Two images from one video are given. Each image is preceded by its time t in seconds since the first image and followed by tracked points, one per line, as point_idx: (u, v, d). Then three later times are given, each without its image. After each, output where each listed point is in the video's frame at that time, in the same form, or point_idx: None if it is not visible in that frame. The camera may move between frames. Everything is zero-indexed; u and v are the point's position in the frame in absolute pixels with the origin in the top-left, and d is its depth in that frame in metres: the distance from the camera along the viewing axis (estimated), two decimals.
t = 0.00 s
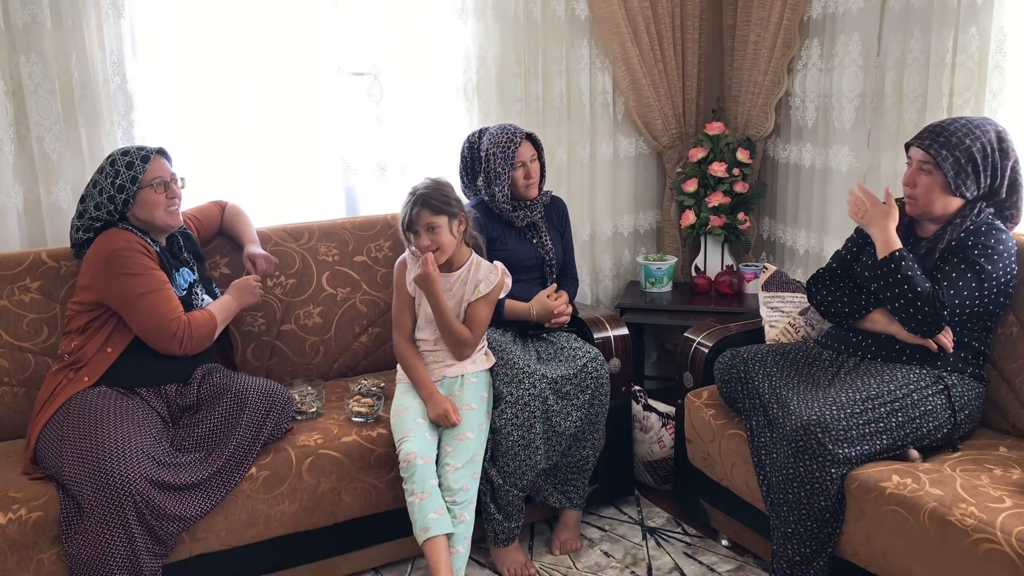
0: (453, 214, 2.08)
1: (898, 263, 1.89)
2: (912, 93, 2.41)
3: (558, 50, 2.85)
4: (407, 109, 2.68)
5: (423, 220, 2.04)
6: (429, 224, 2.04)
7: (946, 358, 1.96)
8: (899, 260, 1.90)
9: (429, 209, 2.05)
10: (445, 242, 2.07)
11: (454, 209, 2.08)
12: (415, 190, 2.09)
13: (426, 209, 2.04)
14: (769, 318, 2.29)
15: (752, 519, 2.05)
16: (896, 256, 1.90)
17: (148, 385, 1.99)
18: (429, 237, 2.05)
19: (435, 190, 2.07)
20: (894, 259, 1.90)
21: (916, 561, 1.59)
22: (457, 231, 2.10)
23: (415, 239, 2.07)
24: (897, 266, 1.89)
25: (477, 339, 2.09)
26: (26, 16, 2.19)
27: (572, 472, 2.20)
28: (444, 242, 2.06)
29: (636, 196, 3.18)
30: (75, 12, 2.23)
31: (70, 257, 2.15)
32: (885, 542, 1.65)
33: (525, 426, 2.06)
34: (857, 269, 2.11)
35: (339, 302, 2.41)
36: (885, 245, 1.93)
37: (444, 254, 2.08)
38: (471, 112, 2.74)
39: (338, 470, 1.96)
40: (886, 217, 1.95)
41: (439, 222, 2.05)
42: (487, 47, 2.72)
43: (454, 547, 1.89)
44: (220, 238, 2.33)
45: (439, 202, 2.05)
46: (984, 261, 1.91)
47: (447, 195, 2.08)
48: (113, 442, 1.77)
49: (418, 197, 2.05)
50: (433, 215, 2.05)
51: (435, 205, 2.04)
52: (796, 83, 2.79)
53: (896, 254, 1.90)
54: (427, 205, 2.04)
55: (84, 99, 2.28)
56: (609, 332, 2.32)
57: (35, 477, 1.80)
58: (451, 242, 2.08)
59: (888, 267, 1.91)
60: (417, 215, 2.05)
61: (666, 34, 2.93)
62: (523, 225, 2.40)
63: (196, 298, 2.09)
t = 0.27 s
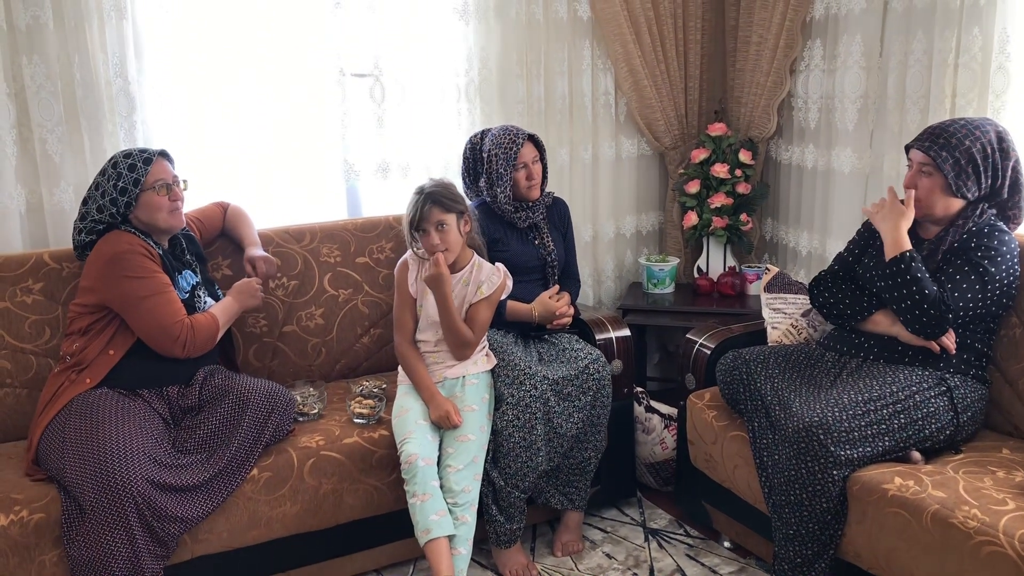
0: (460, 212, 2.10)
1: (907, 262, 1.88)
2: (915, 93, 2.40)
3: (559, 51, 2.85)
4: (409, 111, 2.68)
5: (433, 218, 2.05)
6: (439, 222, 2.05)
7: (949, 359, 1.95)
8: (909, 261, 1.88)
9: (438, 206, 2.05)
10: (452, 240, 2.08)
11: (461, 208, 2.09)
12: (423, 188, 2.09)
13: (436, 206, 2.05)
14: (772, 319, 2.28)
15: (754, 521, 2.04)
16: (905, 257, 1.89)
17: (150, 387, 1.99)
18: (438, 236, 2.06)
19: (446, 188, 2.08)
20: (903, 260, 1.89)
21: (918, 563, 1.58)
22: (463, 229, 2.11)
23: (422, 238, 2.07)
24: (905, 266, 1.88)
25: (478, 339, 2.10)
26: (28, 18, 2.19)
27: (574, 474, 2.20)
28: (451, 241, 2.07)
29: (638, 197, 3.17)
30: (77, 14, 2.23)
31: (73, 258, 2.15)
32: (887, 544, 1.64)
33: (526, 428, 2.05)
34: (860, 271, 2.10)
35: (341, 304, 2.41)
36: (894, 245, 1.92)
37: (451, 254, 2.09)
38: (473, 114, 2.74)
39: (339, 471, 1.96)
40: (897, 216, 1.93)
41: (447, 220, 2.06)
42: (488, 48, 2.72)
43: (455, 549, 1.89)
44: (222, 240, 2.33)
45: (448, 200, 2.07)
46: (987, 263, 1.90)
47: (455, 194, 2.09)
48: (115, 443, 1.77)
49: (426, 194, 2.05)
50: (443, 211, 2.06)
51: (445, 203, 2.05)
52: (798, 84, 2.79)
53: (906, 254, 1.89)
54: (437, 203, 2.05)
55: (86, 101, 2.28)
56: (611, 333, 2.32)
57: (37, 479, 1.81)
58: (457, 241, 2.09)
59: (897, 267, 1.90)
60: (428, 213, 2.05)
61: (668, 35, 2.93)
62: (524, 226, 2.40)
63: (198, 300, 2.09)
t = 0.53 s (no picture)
0: (460, 212, 2.09)
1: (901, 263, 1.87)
2: (917, 93, 2.39)
3: (560, 50, 2.84)
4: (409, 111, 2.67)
5: (434, 218, 2.05)
6: (440, 222, 2.05)
7: (951, 360, 1.94)
8: (903, 265, 1.86)
9: (439, 206, 2.05)
10: (454, 240, 2.07)
11: (462, 208, 2.09)
12: (422, 188, 2.08)
13: (437, 205, 2.05)
14: (773, 320, 2.27)
15: (755, 522, 2.04)
16: (898, 261, 1.87)
17: (150, 388, 1.98)
18: (440, 236, 2.05)
19: (446, 188, 2.08)
20: (897, 264, 1.87)
21: (921, 565, 1.58)
22: (464, 229, 2.11)
23: (422, 238, 2.07)
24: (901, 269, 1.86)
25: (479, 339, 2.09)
26: (28, 18, 2.18)
27: (574, 475, 2.19)
28: (453, 241, 2.07)
29: (639, 197, 3.17)
30: (76, 14, 2.23)
31: (72, 259, 2.14)
32: (889, 546, 1.64)
33: (527, 429, 2.05)
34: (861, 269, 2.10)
35: (341, 304, 2.40)
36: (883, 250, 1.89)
37: (452, 254, 2.08)
38: (473, 114, 2.74)
39: (339, 472, 1.95)
40: (878, 222, 1.89)
41: (448, 220, 2.06)
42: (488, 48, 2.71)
43: (456, 550, 1.88)
44: (222, 241, 2.32)
45: (449, 200, 2.06)
46: (990, 263, 1.90)
47: (456, 194, 2.09)
48: (114, 445, 1.77)
49: (426, 195, 2.05)
50: (443, 211, 2.05)
51: (446, 202, 2.05)
52: (799, 84, 2.78)
53: (897, 259, 1.87)
54: (438, 203, 2.04)
55: (86, 101, 2.28)
56: (612, 334, 2.31)
57: (36, 480, 1.80)
58: (459, 240, 2.09)
59: (890, 272, 1.88)
60: (428, 213, 2.04)
61: (669, 35, 2.92)
62: (525, 227, 2.39)
63: (198, 302, 2.09)
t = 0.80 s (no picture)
0: (457, 212, 2.09)
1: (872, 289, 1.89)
2: (914, 91, 2.39)
3: (557, 50, 2.84)
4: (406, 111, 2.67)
5: (432, 219, 2.05)
6: (438, 222, 2.05)
7: (949, 359, 1.94)
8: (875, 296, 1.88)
9: (437, 207, 2.05)
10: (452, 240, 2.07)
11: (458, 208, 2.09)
12: (419, 189, 2.08)
13: (434, 206, 2.05)
14: (771, 319, 2.27)
15: (753, 522, 2.03)
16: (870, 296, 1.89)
17: (146, 389, 1.98)
18: (437, 237, 2.05)
19: (443, 189, 2.08)
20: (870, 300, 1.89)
21: (919, 565, 1.57)
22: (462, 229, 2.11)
23: (421, 238, 2.06)
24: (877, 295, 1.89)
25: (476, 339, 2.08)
26: (23, 19, 2.18)
27: (572, 475, 2.19)
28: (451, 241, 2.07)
29: (636, 196, 3.16)
30: (72, 15, 2.22)
31: (68, 260, 2.14)
32: (887, 546, 1.63)
33: (524, 429, 2.04)
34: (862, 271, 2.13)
35: (338, 305, 2.40)
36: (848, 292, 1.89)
37: (450, 253, 2.08)
38: (470, 113, 2.74)
39: (336, 474, 1.94)
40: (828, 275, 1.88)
41: (446, 220, 2.06)
42: (485, 47, 2.71)
43: (453, 551, 1.88)
44: (218, 241, 2.32)
45: (446, 200, 2.06)
46: (988, 264, 1.89)
47: (453, 194, 2.09)
48: (110, 447, 1.76)
49: (424, 195, 2.05)
50: (440, 212, 2.05)
51: (443, 202, 2.05)
52: (797, 83, 2.78)
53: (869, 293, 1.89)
54: (435, 203, 2.04)
55: (81, 102, 2.27)
56: (609, 334, 2.31)
57: (32, 483, 1.80)
58: (457, 240, 2.08)
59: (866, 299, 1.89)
60: (427, 214, 2.04)
61: (666, 34, 2.91)
62: (522, 227, 2.39)
63: (194, 304, 2.08)
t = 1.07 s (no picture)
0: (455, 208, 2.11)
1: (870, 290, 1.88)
2: (905, 87, 2.40)
3: (549, 47, 2.84)
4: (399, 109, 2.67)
5: (432, 213, 2.04)
6: (439, 217, 2.05)
7: (942, 355, 1.95)
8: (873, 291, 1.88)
9: (436, 201, 2.05)
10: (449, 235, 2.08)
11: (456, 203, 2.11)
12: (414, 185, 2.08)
13: (434, 201, 2.05)
14: (764, 315, 2.28)
15: (747, 518, 2.04)
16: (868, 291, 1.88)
17: (139, 388, 1.97)
18: (439, 231, 2.06)
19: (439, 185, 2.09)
20: (869, 296, 1.87)
21: (911, 559, 1.58)
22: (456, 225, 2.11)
23: (416, 234, 2.06)
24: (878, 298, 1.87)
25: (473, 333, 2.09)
26: (13, 18, 2.17)
27: (566, 472, 2.19)
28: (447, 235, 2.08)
29: (630, 193, 3.17)
30: (63, 14, 2.22)
31: (60, 260, 2.13)
32: (880, 540, 1.64)
33: (518, 426, 2.05)
34: (855, 267, 2.15)
35: (331, 303, 2.40)
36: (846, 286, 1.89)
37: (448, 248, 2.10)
38: (462, 111, 2.74)
39: (331, 471, 1.95)
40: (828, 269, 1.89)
41: (446, 216, 2.07)
42: (478, 44, 2.72)
43: (447, 548, 1.88)
44: (211, 240, 2.31)
45: (445, 195, 2.07)
46: (980, 259, 1.89)
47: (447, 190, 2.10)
48: (103, 446, 1.76)
49: (426, 189, 2.04)
50: (438, 206, 2.05)
51: (445, 198, 2.06)
52: (789, 79, 2.78)
53: (867, 289, 1.88)
54: (437, 198, 2.05)
55: (73, 102, 2.27)
56: (602, 331, 2.31)
57: (26, 483, 1.80)
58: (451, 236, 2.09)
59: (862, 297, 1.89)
60: (427, 208, 2.04)
61: (658, 31, 2.92)
62: (516, 224, 2.39)
63: (183, 303, 2.07)
